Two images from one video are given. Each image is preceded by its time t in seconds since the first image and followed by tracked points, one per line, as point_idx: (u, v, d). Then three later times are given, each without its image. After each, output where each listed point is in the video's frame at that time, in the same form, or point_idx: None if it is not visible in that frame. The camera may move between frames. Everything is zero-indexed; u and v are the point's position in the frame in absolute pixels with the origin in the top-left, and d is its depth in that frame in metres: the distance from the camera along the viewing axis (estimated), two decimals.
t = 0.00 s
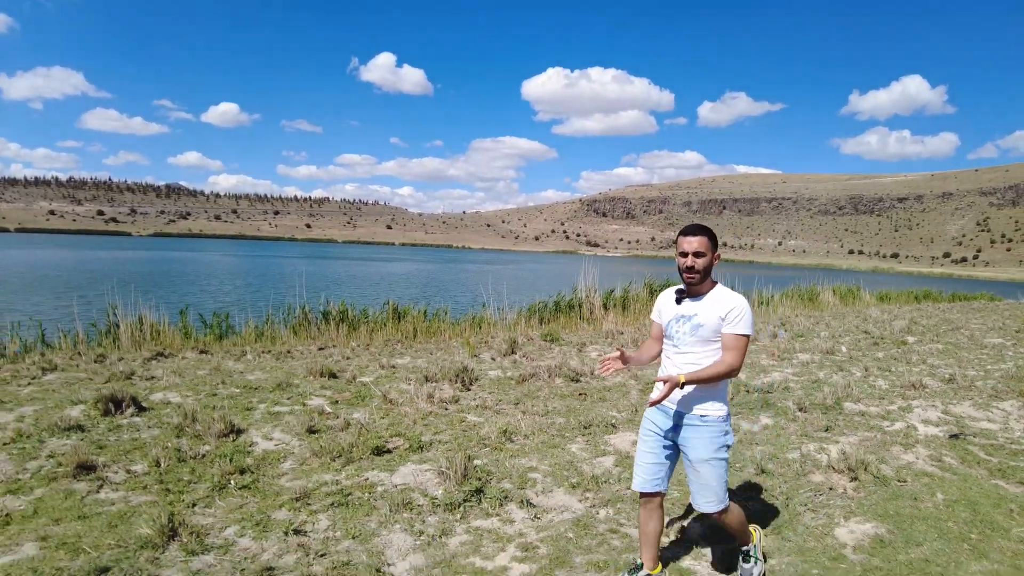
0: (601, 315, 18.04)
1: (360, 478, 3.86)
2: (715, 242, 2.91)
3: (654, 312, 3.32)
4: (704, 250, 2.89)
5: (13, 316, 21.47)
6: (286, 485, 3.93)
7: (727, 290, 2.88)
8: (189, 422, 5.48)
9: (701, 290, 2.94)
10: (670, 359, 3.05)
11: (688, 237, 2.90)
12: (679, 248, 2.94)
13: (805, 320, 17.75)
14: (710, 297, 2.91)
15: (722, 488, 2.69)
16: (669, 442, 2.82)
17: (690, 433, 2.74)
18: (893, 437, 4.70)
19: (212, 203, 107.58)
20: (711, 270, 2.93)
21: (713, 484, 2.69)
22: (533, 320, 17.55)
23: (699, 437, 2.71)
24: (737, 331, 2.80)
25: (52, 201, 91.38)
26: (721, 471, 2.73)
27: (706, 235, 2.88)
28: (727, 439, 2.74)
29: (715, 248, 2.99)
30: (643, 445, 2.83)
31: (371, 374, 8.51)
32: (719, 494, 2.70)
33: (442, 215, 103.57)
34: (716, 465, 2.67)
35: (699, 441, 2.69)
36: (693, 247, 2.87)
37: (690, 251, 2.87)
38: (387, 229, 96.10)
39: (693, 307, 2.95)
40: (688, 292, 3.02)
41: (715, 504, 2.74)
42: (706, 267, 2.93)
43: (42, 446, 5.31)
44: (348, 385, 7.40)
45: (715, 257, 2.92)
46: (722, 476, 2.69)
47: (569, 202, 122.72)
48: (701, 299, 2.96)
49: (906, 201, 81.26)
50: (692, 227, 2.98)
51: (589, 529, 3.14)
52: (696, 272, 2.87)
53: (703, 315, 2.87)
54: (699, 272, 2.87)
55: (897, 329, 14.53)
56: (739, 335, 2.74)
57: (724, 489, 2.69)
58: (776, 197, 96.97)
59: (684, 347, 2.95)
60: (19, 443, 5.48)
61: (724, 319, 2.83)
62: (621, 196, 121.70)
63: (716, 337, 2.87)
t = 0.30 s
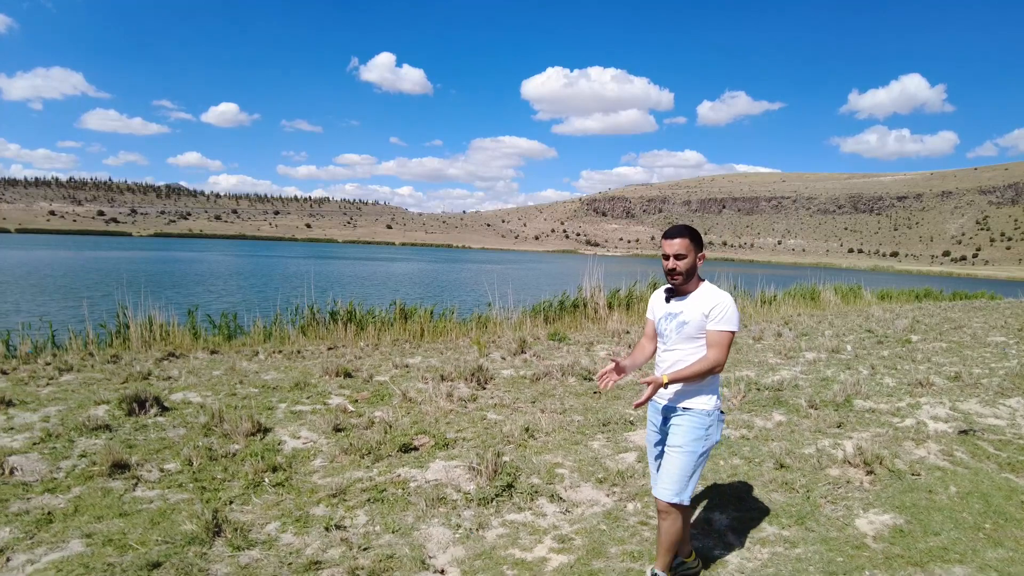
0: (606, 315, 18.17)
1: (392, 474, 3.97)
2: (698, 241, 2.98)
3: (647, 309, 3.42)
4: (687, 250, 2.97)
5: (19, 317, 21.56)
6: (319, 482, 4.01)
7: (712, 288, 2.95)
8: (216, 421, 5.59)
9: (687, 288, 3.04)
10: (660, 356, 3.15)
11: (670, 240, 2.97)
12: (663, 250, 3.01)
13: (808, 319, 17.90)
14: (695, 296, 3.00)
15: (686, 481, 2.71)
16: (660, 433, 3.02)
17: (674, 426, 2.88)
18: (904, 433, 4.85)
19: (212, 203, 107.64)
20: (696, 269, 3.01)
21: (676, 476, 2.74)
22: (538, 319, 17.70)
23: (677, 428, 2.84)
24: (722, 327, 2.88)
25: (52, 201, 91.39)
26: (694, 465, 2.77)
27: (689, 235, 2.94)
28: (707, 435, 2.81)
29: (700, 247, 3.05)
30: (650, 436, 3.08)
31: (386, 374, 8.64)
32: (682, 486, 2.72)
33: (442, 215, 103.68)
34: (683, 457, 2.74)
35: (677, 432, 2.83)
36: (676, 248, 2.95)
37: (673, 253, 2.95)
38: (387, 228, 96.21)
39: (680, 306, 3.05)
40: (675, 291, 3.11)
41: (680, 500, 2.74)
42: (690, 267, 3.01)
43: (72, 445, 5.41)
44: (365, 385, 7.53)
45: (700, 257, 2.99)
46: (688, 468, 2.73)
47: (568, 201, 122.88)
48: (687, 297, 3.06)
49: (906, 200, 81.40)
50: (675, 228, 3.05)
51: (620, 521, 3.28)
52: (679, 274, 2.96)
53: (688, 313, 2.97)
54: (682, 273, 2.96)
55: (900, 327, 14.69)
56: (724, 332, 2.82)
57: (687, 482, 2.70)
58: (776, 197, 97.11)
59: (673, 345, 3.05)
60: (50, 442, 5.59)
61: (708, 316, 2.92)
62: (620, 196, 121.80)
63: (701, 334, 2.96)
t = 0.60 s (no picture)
0: (610, 316, 18.34)
1: (421, 468, 4.10)
2: (690, 249, 2.98)
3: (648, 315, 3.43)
4: (678, 257, 2.98)
5: (27, 319, 21.73)
6: (350, 476, 4.12)
7: (700, 300, 2.93)
8: (242, 418, 5.71)
9: (677, 295, 3.04)
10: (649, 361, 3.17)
11: (661, 246, 2.99)
12: (656, 255, 3.04)
13: (811, 320, 18.09)
14: (683, 303, 3.00)
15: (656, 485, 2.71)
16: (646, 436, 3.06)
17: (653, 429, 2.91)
18: (911, 429, 5.02)
19: (213, 205, 107.90)
20: (686, 276, 3.01)
21: (647, 478, 2.76)
22: (543, 320, 17.91)
23: (654, 431, 2.87)
24: (705, 339, 2.86)
25: (53, 203, 91.65)
26: (665, 471, 2.78)
27: (680, 243, 2.93)
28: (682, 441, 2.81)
29: (695, 256, 3.03)
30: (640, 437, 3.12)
31: (399, 374, 8.79)
32: (652, 489, 2.74)
33: (443, 217, 103.92)
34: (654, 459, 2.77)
35: (653, 435, 2.85)
36: (666, 254, 2.97)
37: (663, 260, 2.96)
38: (387, 230, 96.48)
39: (667, 312, 3.06)
40: (666, 297, 3.12)
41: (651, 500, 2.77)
42: (680, 274, 3.02)
43: (103, 443, 5.54)
44: (382, 385, 7.70)
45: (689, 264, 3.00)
46: (657, 473, 2.74)
47: (568, 203, 123.18)
48: (677, 304, 3.06)
49: (906, 201, 81.63)
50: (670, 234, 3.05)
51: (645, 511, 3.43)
52: (666, 280, 2.98)
53: (671, 320, 2.98)
54: (672, 279, 2.97)
55: (903, 328, 14.86)
56: (705, 343, 2.81)
57: (656, 487, 2.71)
58: (776, 198, 97.34)
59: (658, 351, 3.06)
60: (80, 440, 5.72)
61: (690, 325, 2.91)
62: (620, 198, 122.11)
63: (684, 342, 2.96)
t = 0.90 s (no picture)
0: (615, 320, 18.49)
1: (448, 469, 4.24)
2: (683, 255, 3.00)
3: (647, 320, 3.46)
4: (669, 263, 3.01)
5: (34, 322, 21.92)
6: (380, 477, 4.23)
7: (694, 304, 2.96)
8: (267, 421, 5.84)
9: (672, 300, 3.07)
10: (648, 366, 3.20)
11: (654, 252, 3.02)
12: (649, 261, 3.07)
13: (813, 324, 18.23)
14: (677, 309, 3.02)
15: (669, 491, 2.83)
16: (640, 439, 3.07)
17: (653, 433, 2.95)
18: (918, 431, 5.18)
19: (213, 207, 108.01)
20: (681, 282, 3.03)
21: (659, 485, 2.85)
22: (548, 324, 18.06)
23: (656, 435, 2.91)
24: (699, 344, 2.88)
25: (53, 205, 91.77)
26: (672, 475, 2.86)
27: (672, 248, 2.97)
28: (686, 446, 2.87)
29: (689, 259, 3.05)
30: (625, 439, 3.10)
31: (413, 377, 8.95)
32: (665, 496, 2.85)
33: (443, 220, 104.10)
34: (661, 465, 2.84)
35: (656, 442, 2.89)
36: (657, 259, 3.00)
37: (655, 266, 3.01)
38: (388, 233, 96.63)
39: (663, 318, 3.08)
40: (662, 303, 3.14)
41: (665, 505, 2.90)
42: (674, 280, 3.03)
43: (132, 446, 5.68)
44: (397, 388, 7.86)
45: (683, 270, 3.02)
46: (667, 478, 2.83)
47: (568, 206, 123.38)
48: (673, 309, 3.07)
49: (906, 205, 81.82)
50: (663, 239, 3.08)
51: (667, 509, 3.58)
52: (658, 286, 3.01)
53: (666, 326, 3.00)
54: (664, 285, 3.00)
55: (906, 333, 15.02)
56: (701, 349, 2.83)
57: (668, 492, 2.83)
58: (776, 201, 97.53)
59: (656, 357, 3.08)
60: (109, 443, 5.86)
61: (685, 331, 2.93)
62: (620, 201, 122.34)
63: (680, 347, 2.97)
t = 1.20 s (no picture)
0: (619, 321, 18.61)
1: (474, 468, 4.35)
2: (684, 259, 3.09)
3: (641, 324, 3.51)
4: (666, 266, 3.08)
5: (40, 323, 21.99)
6: (406, 475, 4.32)
7: (698, 308, 3.04)
8: (290, 420, 5.93)
9: (672, 305, 3.13)
10: (651, 372, 3.23)
11: (654, 258, 3.09)
12: (649, 267, 3.12)
13: (817, 326, 18.36)
14: (680, 313, 3.10)
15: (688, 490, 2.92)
16: (643, 443, 3.01)
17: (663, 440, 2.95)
18: (929, 430, 5.30)
19: (214, 208, 108.16)
20: (679, 286, 3.09)
21: (678, 487, 2.92)
22: (553, 324, 18.18)
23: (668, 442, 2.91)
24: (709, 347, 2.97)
25: (54, 206, 91.93)
26: (692, 477, 2.91)
27: (671, 253, 3.06)
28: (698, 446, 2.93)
29: (686, 263, 3.13)
30: (624, 447, 3.03)
31: (425, 378, 9.06)
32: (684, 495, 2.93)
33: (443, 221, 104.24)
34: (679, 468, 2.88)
35: (670, 449, 2.90)
36: (657, 263, 3.07)
37: (652, 271, 3.08)
38: (389, 235, 96.78)
39: (667, 323, 3.13)
40: (662, 308, 3.20)
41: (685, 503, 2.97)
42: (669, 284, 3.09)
43: (157, 446, 5.76)
44: (411, 388, 7.97)
45: (682, 273, 3.08)
46: (691, 480, 2.90)
47: (568, 207, 123.57)
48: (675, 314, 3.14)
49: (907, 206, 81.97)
50: (658, 244, 3.15)
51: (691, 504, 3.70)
52: (658, 290, 3.07)
53: (675, 332, 3.05)
54: (664, 288, 3.07)
55: (909, 334, 15.14)
56: (713, 352, 2.92)
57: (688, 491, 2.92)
58: (776, 202, 97.70)
59: (662, 362, 3.12)
60: (134, 442, 5.95)
61: (695, 336, 3.01)
62: (620, 202, 122.51)
63: (690, 351, 3.04)
